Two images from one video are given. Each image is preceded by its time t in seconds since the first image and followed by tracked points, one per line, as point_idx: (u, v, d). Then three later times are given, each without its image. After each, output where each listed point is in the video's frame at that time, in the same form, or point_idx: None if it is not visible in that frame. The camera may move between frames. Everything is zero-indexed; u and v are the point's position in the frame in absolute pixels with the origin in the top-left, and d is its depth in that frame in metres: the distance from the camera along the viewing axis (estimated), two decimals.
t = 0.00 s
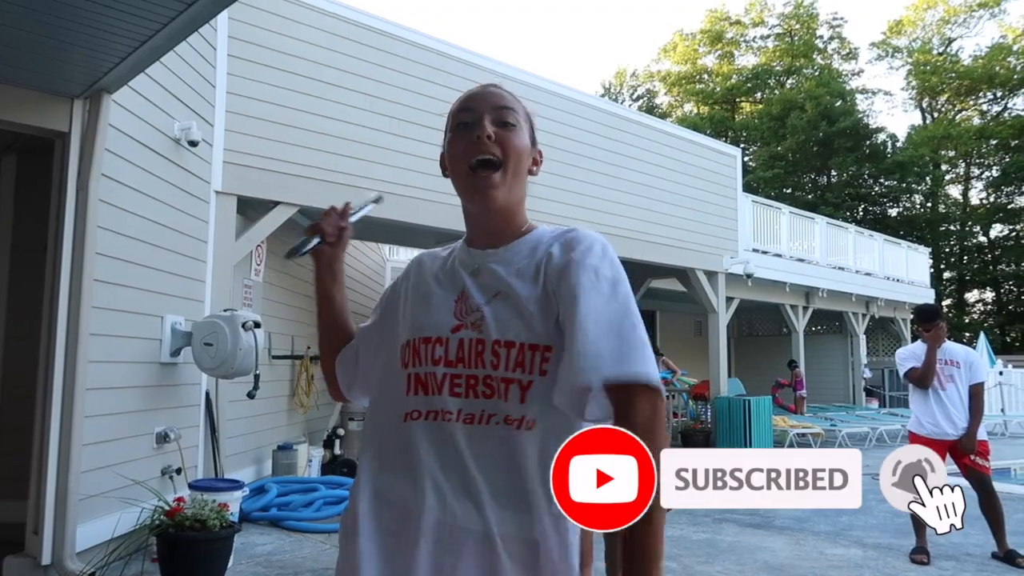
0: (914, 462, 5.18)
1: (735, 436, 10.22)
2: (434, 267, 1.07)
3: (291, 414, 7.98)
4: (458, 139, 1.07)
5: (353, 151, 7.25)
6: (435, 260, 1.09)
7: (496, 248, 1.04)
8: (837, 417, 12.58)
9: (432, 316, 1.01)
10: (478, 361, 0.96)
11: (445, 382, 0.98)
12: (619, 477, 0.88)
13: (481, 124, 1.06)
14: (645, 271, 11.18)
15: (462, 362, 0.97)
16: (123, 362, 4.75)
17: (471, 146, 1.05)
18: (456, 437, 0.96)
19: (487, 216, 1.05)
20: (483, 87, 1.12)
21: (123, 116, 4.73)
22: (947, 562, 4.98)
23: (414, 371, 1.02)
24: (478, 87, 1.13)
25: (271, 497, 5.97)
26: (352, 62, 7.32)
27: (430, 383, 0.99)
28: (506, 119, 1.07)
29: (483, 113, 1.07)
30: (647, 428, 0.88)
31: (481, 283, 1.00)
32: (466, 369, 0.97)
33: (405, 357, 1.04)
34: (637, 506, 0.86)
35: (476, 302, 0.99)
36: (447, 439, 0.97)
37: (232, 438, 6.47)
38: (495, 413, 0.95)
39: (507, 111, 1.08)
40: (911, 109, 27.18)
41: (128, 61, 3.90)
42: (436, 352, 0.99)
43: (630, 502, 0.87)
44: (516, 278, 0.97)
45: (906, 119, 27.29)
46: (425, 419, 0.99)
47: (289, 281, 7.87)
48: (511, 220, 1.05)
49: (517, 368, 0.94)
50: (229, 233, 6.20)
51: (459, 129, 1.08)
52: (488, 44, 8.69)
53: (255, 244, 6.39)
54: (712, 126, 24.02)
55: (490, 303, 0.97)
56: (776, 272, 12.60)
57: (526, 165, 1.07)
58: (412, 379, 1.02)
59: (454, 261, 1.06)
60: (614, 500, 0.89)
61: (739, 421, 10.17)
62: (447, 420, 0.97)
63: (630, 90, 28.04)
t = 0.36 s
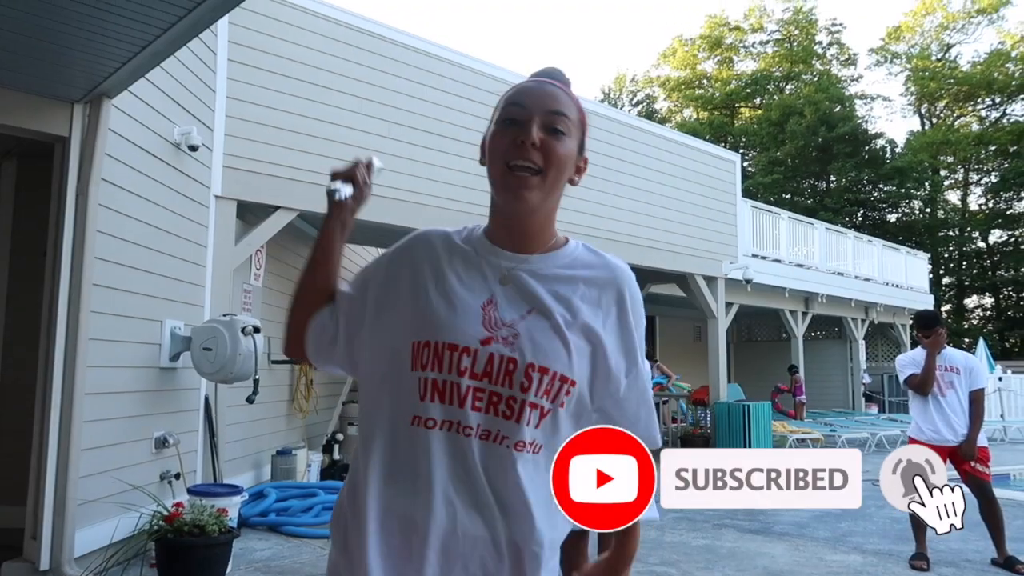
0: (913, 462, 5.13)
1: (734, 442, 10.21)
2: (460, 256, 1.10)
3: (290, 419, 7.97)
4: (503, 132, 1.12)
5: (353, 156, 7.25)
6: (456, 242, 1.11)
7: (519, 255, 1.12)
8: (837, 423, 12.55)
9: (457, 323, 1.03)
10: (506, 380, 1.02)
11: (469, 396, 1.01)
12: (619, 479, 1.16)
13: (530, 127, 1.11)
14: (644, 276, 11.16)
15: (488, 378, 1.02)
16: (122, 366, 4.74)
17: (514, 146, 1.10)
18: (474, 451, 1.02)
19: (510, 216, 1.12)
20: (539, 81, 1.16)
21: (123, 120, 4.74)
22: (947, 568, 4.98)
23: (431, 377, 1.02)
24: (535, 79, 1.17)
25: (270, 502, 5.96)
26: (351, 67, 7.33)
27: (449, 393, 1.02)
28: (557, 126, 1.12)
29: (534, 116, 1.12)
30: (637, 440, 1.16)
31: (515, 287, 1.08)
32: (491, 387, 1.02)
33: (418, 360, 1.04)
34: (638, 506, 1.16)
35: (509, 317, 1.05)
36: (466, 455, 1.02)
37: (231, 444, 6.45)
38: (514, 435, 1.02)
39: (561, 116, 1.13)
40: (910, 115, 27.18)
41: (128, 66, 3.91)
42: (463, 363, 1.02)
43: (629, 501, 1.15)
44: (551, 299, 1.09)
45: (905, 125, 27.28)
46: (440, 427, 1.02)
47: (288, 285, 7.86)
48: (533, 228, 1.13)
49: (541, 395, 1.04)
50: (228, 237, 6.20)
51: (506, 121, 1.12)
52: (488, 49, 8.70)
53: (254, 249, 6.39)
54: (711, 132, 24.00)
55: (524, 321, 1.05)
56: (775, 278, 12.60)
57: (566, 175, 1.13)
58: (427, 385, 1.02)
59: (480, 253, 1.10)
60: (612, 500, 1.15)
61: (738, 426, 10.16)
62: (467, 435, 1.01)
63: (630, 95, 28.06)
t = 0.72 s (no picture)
0: (913, 461, 5.22)
1: (734, 444, 10.21)
2: (469, 251, 1.12)
3: (289, 421, 7.97)
4: (520, 147, 1.14)
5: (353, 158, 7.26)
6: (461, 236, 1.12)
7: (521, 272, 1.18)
8: (837, 425, 12.54)
9: (472, 345, 1.09)
10: (502, 401, 1.13)
11: (467, 412, 1.10)
12: (619, 479, 1.40)
13: (549, 148, 1.14)
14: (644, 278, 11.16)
15: (486, 397, 1.11)
16: (122, 369, 4.75)
17: (531, 166, 1.13)
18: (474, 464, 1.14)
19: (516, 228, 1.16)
20: (561, 93, 1.18)
21: (123, 122, 4.74)
22: (947, 570, 4.98)
23: (437, 387, 1.08)
24: (552, 87, 1.18)
25: (269, 504, 5.96)
26: (351, 69, 7.34)
27: (449, 405, 1.09)
28: (572, 149, 1.17)
29: (553, 135, 1.15)
30: (639, 448, 1.40)
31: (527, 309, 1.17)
32: (485, 406, 1.12)
33: (421, 367, 1.07)
34: (636, 506, 1.41)
35: (510, 336, 1.13)
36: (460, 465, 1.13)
37: (231, 446, 6.47)
38: (502, 454, 1.15)
39: (576, 140, 1.18)
40: (909, 117, 27.20)
41: (128, 68, 3.92)
42: (467, 381, 1.09)
43: (629, 501, 1.40)
44: (546, 321, 1.19)
45: (905, 127, 27.27)
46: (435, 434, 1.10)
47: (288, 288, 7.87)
48: (535, 241, 1.18)
49: (532, 420, 1.17)
50: (228, 239, 6.22)
51: (523, 137, 1.14)
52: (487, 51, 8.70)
53: (254, 252, 6.41)
54: (711, 134, 23.95)
55: (521, 344, 1.15)
56: (775, 280, 12.60)
57: (570, 201, 1.19)
58: (427, 392, 1.08)
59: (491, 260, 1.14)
60: (612, 499, 1.39)
61: (738, 428, 10.16)
62: (461, 447, 1.12)
63: (629, 97, 28.05)
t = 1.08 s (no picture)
0: (914, 461, 5.21)
1: (734, 443, 10.21)
2: (449, 244, 1.07)
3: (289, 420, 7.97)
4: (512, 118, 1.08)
5: (352, 157, 7.25)
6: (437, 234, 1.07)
7: (520, 255, 1.10)
8: (836, 424, 12.55)
9: (453, 334, 1.02)
10: (495, 392, 1.05)
11: (458, 408, 1.03)
12: (619, 479, 1.21)
13: (554, 130, 1.08)
14: (642, 278, 11.15)
15: (477, 390, 1.04)
16: (120, 368, 4.74)
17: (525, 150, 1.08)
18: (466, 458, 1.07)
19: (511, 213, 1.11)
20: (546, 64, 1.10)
21: (122, 121, 4.73)
22: (946, 569, 4.98)
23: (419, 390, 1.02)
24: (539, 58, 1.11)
25: (268, 503, 5.96)
26: (351, 68, 7.34)
27: (436, 406, 1.03)
28: (570, 122, 1.11)
29: (553, 114, 1.08)
30: (639, 446, 1.22)
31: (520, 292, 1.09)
32: (480, 401, 1.04)
33: (403, 371, 1.02)
34: (636, 503, 1.22)
35: (500, 323, 1.05)
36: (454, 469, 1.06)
37: (230, 444, 6.47)
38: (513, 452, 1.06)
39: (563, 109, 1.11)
40: (909, 116, 27.26)
41: (127, 67, 3.92)
42: (454, 375, 1.02)
43: (630, 501, 1.21)
44: (542, 301, 1.10)
45: (904, 126, 27.31)
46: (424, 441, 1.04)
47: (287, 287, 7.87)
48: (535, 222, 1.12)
49: (536, 409, 1.08)
50: (228, 238, 6.21)
51: (522, 118, 1.07)
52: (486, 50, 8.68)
53: (253, 251, 6.40)
54: (710, 133, 23.94)
55: (515, 327, 1.06)
56: (774, 279, 12.60)
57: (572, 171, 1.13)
58: (411, 397, 1.03)
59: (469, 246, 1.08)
60: (613, 499, 1.21)
61: (737, 427, 10.16)
62: (460, 448, 1.05)
63: (628, 97, 27.99)
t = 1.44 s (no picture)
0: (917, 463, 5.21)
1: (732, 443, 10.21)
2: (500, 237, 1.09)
3: (288, 420, 7.97)
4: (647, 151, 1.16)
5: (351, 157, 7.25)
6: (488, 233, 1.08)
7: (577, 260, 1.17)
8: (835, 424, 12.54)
9: (514, 328, 1.01)
10: (560, 398, 1.03)
11: (519, 413, 1.00)
12: (619, 479, 1.12)
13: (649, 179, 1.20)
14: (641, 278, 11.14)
15: (544, 393, 1.02)
16: (119, 368, 4.74)
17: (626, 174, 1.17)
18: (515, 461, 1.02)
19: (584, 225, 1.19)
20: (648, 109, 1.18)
21: (121, 121, 4.73)
22: (945, 569, 4.99)
23: (477, 390, 0.99)
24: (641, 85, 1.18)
25: (267, 503, 5.96)
26: (350, 69, 7.34)
27: (495, 409, 0.99)
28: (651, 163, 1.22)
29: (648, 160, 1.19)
30: (640, 445, 1.13)
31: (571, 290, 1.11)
32: (544, 405, 1.02)
33: (460, 365, 0.99)
34: (635, 503, 1.14)
35: (559, 323, 1.06)
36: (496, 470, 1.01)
37: (229, 444, 6.47)
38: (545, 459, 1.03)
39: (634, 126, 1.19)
40: (907, 116, 27.32)
41: (126, 67, 3.91)
42: (518, 373, 1.00)
43: (629, 502, 1.13)
44: (590, 309, 1.11)
45: (903, 126, 27.41)
46: (476, 445, 1.00)
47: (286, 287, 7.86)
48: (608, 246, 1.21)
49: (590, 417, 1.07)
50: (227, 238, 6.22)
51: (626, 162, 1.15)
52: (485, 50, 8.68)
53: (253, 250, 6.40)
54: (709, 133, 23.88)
55: (572, 327, 1.07)
56: (773, 279, 12.60)
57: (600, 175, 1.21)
58: (470, 398, 0.99)
59: (517, 236, 1.10)
60: (613, 500, 1.12)
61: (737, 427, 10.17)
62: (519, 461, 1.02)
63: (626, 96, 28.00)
